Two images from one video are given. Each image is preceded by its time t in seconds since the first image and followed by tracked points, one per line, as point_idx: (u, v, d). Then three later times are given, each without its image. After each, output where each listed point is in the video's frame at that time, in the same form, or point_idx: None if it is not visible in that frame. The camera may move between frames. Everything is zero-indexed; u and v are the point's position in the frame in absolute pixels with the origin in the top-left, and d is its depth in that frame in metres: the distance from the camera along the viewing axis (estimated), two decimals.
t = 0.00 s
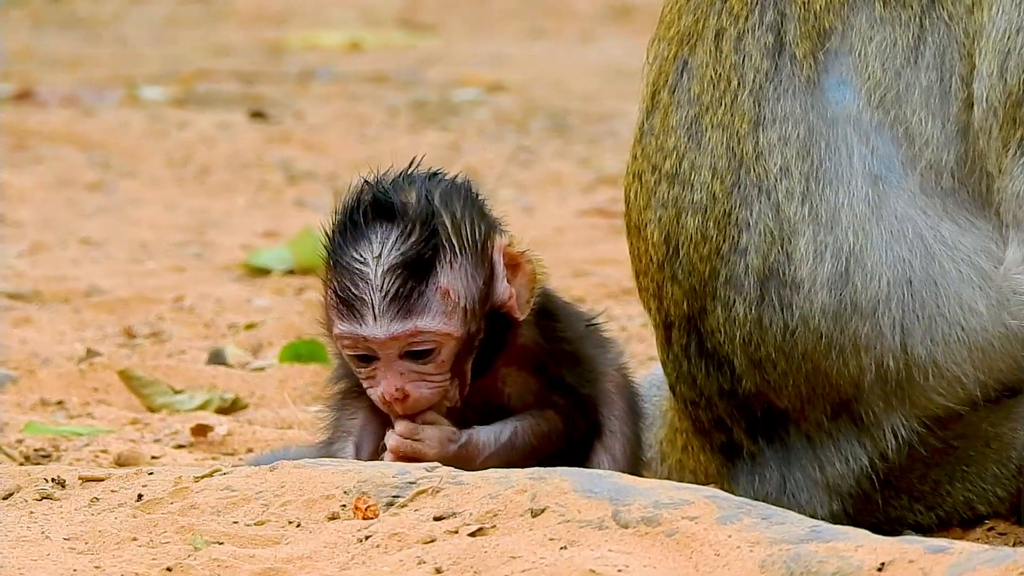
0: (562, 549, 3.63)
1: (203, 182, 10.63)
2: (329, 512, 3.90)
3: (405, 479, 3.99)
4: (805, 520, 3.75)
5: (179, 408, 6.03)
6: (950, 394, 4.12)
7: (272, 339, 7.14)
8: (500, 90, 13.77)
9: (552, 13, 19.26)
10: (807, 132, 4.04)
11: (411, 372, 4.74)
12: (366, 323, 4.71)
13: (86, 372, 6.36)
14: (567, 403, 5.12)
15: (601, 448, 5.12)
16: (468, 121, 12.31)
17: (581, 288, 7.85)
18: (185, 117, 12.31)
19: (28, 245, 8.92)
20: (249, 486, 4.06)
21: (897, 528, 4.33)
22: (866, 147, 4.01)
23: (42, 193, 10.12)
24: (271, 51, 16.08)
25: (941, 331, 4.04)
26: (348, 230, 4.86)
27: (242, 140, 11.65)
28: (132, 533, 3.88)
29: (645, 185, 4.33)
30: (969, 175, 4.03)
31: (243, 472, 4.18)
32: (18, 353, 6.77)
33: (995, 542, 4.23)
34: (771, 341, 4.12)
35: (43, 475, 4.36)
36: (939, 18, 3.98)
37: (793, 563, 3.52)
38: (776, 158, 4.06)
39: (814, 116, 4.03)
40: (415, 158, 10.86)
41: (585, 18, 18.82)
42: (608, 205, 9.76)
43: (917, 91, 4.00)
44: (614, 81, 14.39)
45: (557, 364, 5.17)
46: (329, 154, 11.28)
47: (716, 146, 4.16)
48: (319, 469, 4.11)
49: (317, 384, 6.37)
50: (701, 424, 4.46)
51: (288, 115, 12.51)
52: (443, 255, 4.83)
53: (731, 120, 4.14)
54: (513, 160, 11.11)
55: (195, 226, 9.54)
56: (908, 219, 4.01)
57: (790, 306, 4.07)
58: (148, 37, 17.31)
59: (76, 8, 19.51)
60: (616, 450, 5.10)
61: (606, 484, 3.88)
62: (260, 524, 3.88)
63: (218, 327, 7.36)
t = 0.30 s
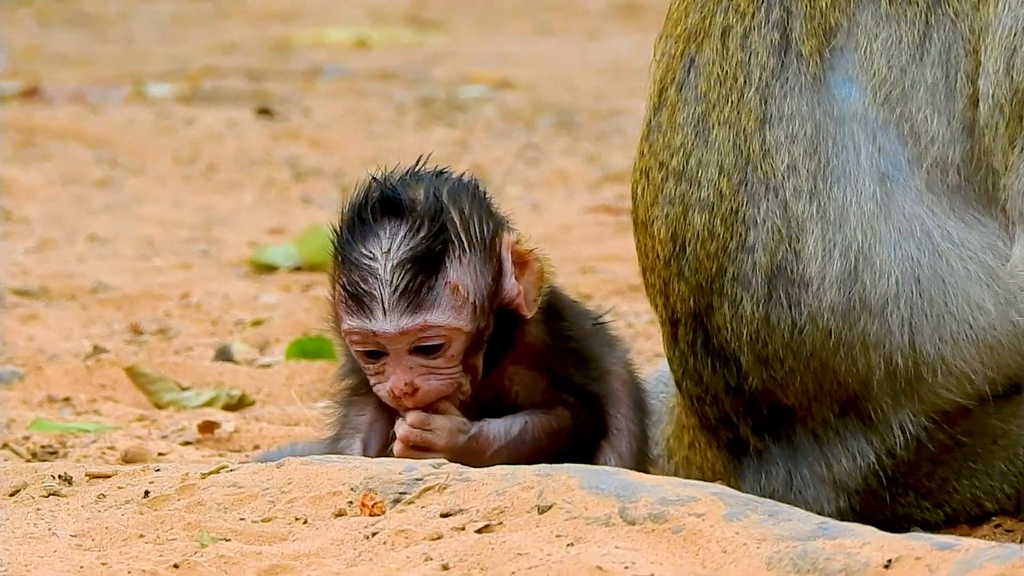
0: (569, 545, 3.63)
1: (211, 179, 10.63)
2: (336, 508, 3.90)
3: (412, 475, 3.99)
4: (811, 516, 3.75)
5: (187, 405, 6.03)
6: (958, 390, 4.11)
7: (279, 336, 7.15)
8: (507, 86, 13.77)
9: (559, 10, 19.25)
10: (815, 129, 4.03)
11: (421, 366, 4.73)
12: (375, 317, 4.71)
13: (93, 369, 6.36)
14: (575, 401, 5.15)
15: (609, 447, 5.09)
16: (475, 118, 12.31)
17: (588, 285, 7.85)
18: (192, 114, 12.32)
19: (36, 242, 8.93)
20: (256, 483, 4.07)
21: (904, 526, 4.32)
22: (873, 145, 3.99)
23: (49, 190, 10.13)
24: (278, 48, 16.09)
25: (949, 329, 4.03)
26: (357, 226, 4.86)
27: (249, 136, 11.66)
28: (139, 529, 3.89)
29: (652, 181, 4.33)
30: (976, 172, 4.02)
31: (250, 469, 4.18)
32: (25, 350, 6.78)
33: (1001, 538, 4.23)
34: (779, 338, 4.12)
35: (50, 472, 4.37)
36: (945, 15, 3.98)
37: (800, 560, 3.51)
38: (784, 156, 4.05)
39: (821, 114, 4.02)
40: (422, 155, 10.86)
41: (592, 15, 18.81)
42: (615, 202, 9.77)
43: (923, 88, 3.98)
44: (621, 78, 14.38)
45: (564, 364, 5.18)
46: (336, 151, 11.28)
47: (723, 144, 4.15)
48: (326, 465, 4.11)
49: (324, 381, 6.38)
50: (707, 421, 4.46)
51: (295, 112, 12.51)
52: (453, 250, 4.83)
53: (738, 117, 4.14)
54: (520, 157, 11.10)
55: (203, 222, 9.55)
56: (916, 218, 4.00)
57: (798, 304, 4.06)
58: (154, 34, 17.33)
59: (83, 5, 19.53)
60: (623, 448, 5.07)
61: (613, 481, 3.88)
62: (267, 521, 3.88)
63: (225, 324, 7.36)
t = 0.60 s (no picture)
0: (585, 544, 3.62)
1: (227, 178, 10.64)
2: (352, 507, 3.90)
3: (428, 474, 3.99)
4: (828, 515, 3.75)
5: (203, 404, 6.04)
6: (975, 388, 4.08)
7: (295, 334, 7.15)
8: (524, 85, 13.76)
9: (575, 8, 19.23)
10: (831, 129, 4.02)
11: (438, 359, 4.73)
12: (393, 309, 4.70)
13: (109, 368, 6.37)
14: (592, 396, 5.18)
15: (625, 445, 5.10)
16: (492, 116, 12.31)
17: (605, 284, 7.84)
18: (209, 113, 12.34)
19: (52, 241, 8.94)
20: (273, 482, 4.07)
21: (920, 525, 4.33)
22: (889, 144, 3.98)
23: (65, 189, 10.15)
24: (294, 47, 16.10)
25: (966, 329, 4.01)
26: (375, 217, 4.84)
27: (265, 135, 11.67)
28: (155, 528, 3.89)
29: (669, 180, 4.34)
30: (992, 173, 4.00)
31: (266, 468, 4.18)
32: (42, 349, 6.79)
33: (1017, 537, 4.23)
34: (796, 339, 4.10)
35: (66, 471, 4.37)
36: (962, 13, 3.94)
37: (816, 559, 3.51)
38: (800, 155, 4.04)
39: (838, 113, 4.01)
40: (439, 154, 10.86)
41: (608, 14, 18.79)
42: (631, 201, 9.76)
43: (939, 87, 3.96)
44: (638, 77, 14.37)
45: (579, 361, 5.21)
46: (351, 150, 11.28)
47: (740, 144, 4.14)
48: (342, 465, 4.11)
49: (341, 380, 6.38)
50: (724, 420, 4.46)
51: (311, 111, 12.52)
52: (471, 243, 4.83)
53: (754, 116, 4.13)
54: (537, 155, 11.09)
55: (219, 221, 9.55)
56: (933, 217, 3.99)
57: (815, 303, 4.05)
58: (171, 33, 17.35)
59: (99, 5, 19.56)
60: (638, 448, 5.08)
61: (629, 480, 3.87)
62: (283, 519, 3.88)
63: (242, 322, 7.37)
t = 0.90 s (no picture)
0: (606, 542, 3.62)
1: (249, 175, 10.65)
2: (374, 505, 3.90)
3: (450, 471, 3.99)
4: (849, 513, 3.74)
5: (225, 401, 6.04)
6: (994, 389, 4.06)
7: (317, 332, 7.15)
8: (546, 83, 13.75)
9: (598, 5, 19.23)
10: (852, 127, 4.00)
11: (469, 324, 4.71)
12: (428, 270, 4.70)
13: (131, 365, 6.38)
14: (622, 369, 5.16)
15: (646, 439, 5.05)
16: (514, 114, 12.32)
17: (628, 281, 7.84)
18: (231, 111, 12.36)
19: (74, 238, 8.96)
20: (294, 479, 4.07)
21: (943, 522, 4.32)
22: (910, 143, 3.96)
23: (87, 187, 10.18)
24: (316, 44, 16.11)
25: (985, 328, 4.00)
26: (416, 179, 4.87)
27: (287, 132, 11.68)
28: (177, 525, 3.89)
29: (689, 178, 4.33)
30: (1012, 172, 3.98)
31: (288, 465, 4.18)
32: (64, 346, 6.81)
33: None
34: (816, 337, 4.09)
35: (88, 468, 4.38)
36: (983, 13, 3.93)
37: (837, 556, 3.50)
38: (821, 153, 4.03)
39: (858, 112, 4.00)
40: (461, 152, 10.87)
41: (630, 11, 18.76)
42: (653, 199, 9.75)
43: (961, 87, 3.94)
44: (660, 74, 14.35)
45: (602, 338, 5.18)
46: (373, 147, 11.28)
47: (760, 142, 4.13)
48: (365, 462, 4.11)
49: (363, 377, 6.38)
50: (746, 418, 4.46)
51: (334, 108, 12.53)
52: (509, 214, 4.84)
53: (775, 114, 4.11)
54: (559, 152, 11.09)
55: (241, 218, 9.57)
56: (952, 215, 3.97)
57: (835, 301, 4.04)
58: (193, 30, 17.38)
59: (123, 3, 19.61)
60: (660, 439, 5.04)
61: (651, 477, 3.86)
62: (305, 516, 3.88)
63: (264, 320, 7.37)
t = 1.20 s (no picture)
0: (631, 542, 3.60)
1: (273, 175, 10.65)
2: (399, 505, 3.89)
3: (475, 472, 3.98)
4: (874, 513, 3.71)
5: (249, 401, 6.04)
6: (1018, 390, 4.00)
7: (342, 332, 7.15)
8: (571, 82, 13.73)
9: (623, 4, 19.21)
10: (875, 126, 3.96)
11: (492, 299, 4.70)
12: (448, 248, 4.72)
13: (155, 365, 6.38)
14: (661, 333, 5.19)
15: (682, 441, 5.10)
16: (539, 113, 12.31)
17: (653, 281, 7.83)
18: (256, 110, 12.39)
19: (99, 238, 8.98)
20: (319, 480, 4.06)
21: (966, 522, 4.30)
22: (934, 142, 3.90)
23: (111, 187, 10.20)
24: (341, 44, 16.11)
25: (1008, 326, 3.92)
26: (430, 163, 4.92)
27: (313, 132, 11.70)
28: (202, 526, 3.88)
29: (713, 178, 4.32)
30: None
31: (313, 465, 4.17)
32: (89, 347, 6.82)
33: None
34: (839, 336, 4.07)
35: (113, 468, 4.38)
36: (1008, 13, 3.87)
37: (862, 557, 3.48)
38: (843, 152, 3.99)
39: (881, 110, 3.96)
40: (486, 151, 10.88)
41: (655, 11, 18.71)
42: (679, 198, 9.75)
43: (986, 86, 3.88)
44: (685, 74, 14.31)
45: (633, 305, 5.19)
46: (397, 146, 11.27)
47: (784, 140, 4.11)
48: (390, 462, 4.10)
49: (388, 377, 6.38)
50: (771, 419, 4.44)
51: (359, 108, 12.53)
52: (525, 187, 4.87)
53: (799, 113, 4.09)
54: (584, 152, 11.08)
55: (265, 218, 9.58)
56: (976, 213, 3.89)
57: (856, 300, 4.01)
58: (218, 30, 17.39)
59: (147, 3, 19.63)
60: (694, 433, 5.09)
61: (676, 477, 3.85)
62: (330, 517, 3.87)
63: (288, 320, 7.37)
